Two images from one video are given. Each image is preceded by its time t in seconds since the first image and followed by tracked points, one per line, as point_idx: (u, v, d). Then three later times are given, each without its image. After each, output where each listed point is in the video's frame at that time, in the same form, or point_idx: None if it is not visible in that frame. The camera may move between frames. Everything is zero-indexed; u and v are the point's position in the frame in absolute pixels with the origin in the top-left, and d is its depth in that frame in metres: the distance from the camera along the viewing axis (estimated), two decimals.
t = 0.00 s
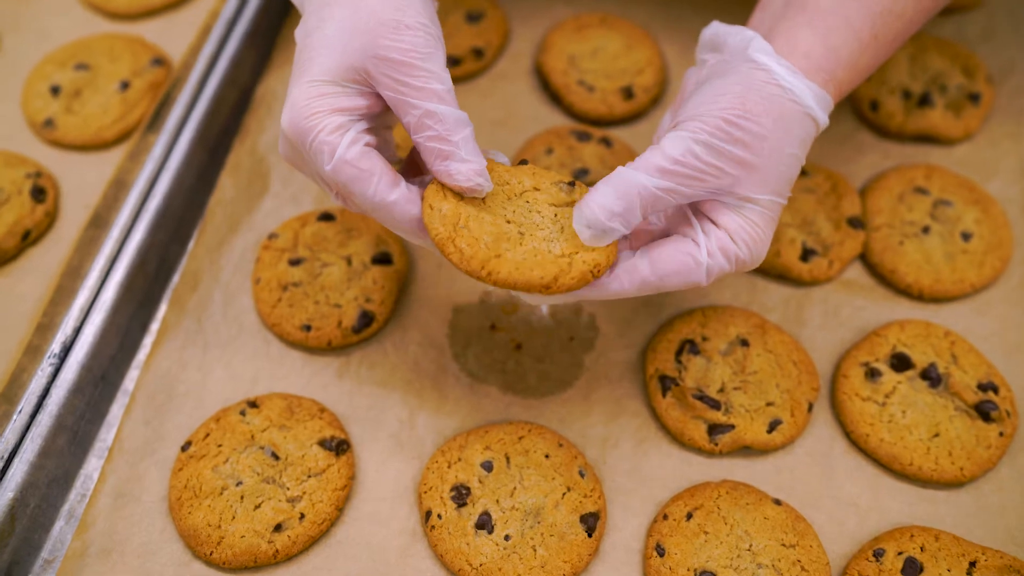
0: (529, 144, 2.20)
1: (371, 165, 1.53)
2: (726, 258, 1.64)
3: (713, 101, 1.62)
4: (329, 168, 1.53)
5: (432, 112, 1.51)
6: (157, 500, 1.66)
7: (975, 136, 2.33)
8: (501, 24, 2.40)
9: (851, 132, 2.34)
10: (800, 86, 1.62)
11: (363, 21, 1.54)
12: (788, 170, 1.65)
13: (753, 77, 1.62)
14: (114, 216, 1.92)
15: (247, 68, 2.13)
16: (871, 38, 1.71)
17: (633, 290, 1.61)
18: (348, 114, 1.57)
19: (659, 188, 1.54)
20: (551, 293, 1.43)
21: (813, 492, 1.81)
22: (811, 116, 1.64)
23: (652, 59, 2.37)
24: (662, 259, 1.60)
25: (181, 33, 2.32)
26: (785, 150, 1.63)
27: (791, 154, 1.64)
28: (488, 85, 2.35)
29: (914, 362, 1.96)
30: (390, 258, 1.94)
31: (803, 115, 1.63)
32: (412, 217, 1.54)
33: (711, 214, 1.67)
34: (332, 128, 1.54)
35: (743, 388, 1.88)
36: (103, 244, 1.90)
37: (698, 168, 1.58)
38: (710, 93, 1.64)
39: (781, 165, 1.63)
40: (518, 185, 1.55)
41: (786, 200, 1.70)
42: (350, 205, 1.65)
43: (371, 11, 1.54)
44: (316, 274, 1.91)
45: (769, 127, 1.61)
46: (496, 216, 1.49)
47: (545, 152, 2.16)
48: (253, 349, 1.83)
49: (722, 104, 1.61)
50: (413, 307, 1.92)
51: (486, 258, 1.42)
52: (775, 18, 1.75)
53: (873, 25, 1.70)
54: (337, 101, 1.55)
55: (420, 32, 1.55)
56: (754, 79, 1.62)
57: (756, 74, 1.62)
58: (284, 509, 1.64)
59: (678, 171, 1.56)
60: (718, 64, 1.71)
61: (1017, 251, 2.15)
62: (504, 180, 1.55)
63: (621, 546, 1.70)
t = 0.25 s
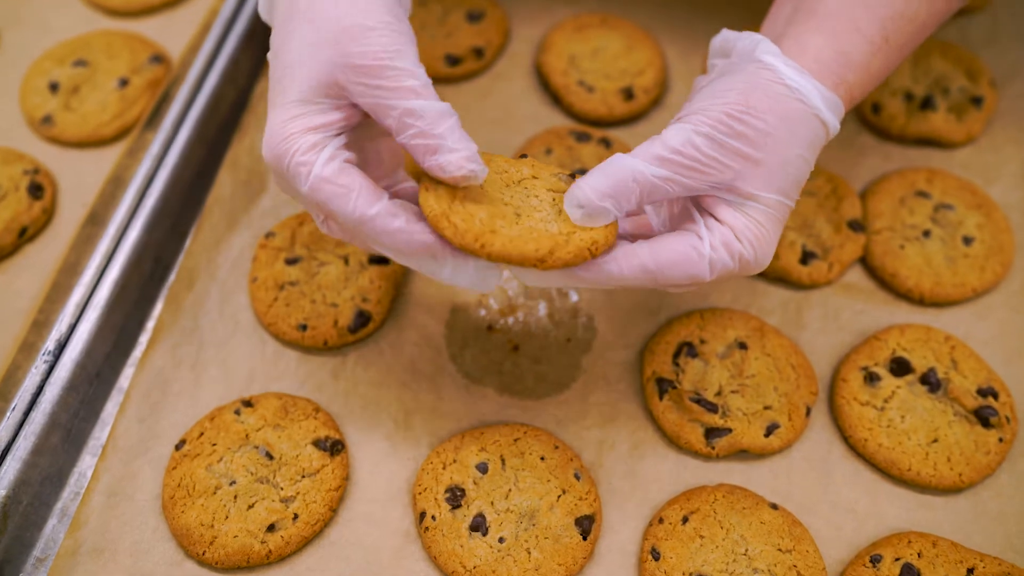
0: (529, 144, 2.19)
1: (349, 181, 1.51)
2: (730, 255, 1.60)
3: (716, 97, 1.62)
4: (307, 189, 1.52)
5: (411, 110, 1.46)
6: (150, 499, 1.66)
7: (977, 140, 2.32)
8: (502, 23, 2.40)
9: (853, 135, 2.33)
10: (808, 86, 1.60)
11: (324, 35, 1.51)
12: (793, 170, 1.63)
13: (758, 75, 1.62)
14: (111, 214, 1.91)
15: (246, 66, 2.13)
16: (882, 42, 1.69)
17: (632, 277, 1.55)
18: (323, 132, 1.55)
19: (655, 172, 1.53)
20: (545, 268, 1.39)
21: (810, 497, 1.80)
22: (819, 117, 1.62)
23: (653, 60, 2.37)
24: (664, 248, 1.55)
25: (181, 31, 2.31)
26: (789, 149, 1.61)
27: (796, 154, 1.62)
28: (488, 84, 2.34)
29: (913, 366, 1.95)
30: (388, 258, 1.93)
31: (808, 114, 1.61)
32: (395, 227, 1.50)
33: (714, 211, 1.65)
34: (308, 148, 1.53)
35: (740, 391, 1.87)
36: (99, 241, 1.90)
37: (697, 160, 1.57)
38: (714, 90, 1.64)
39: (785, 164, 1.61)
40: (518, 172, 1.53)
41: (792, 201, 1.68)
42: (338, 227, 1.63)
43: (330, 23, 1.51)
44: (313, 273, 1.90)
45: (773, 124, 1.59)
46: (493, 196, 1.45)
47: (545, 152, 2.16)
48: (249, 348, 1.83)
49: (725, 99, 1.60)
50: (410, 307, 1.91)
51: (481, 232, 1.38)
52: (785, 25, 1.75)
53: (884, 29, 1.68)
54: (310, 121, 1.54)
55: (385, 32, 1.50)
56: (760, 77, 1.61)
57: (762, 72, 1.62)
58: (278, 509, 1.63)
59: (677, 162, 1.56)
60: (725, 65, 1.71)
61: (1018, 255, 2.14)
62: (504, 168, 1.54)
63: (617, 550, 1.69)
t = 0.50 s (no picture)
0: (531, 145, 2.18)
1: (347, 201, 1.50)
2: (728, 263, 1.57)
3: (728, 103, 1.60)
4: (309, 219, 1.52)
5: (403, 117, 1.45)
6: (148, 497, 1.65)
7: (982, 143, 2.31)
8: (505, 23, 2.39)
9: (857, 137, 2.31)
10: (818, 103, 1.59)
11: (297, 69, 1.51)
12: (795, 185, 1.62)
13: (771, 86, 1.61)
14: (112, 211, 1.91)
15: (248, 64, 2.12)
16: (890, 60, 1.68)
17: (630, 272, 1.53)
18: (314, 160, 1.55)
19: (664, 168, 1.51)
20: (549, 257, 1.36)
21: (812, 501, 1.79)
22: (826, 134, 1.61)
23: (656, 61, 2.36)
24: (665, 247, 1.53)
25: (183, 28, 2.31)
26: (796, 163, 1.60)
27: (801, 169, 1.61)
28: (491, 84, 2.33)
29: (917, 370, 1.93)
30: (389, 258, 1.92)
31: (817, 130, 1.60)
32: (402, 232, 1.48)
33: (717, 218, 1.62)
34: (301, 180, 1.53)
35: (742, 394, 1.86)
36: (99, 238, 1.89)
37: (706, 161, 1.55)
38: (725, 97, 1.63)
39: (789, 177, 1.61)
40: (520, 159, 1.50)
41: (792, 217, 1.66)
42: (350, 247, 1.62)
43: (300, 56, 1.51)
44: (314, 272, 1.89)
45: (782, 136, 1.58)
46: (495, 184, 1.43)
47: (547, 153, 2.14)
48: (249, 347, 1.82)
49: (737, 106, 1.59)
50: (411, 307, 1.91)
51: (482, 220, 1.36)
52: (794, 39, 1.74)
53: (892, 46, 1.67)
54: (298, 153, 1.54)
55: (357, 51, 1.50)
56: (773, 88, 1.60)
57: (776, 84, 1.60)
58: (276, 509, 1.63)
59: (683, 163, 1.54)
60: (736, 75, 1.70)
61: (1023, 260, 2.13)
62: (506, 155, 1.51)
63: (617, 552, 1.68)
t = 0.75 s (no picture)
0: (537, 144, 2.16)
1: (356, 208, 1.50)
2: (734, 267, 1.55)
3: (741, 107, 1.59)
4: (322, 230, 1.53)
5: (402, 115, 1.45)
6: (150, 496, 1.65)
7: (991, 145, 2.29)
8: (512, 22, 2.38)
9: (865, 139, 2.30)
10: (829, 113, 1.58)
11: (302, 82, 1.54)
12: (802, 194, 1.61)
13: (783, 93, 1.59)
14: (116, 208, 1.90)
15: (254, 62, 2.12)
16: (897, 73, 1.67)
17: (637, 275, 1.52)
18: (324, 171, 1.57)
19: (677, 166, 1.49)
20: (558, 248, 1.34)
21: (818, 504, 1.77)
22: (834, 146, 1.60)
23: (663, 61, 2.35)
24: (672, 249, 1.51)
25: (189, 25, 2.30)
26: (804, 171, 1.59)
27: (808, 178, 1.60)
28: (497, 83, 2.32)
29: (924, 373, 1.92)
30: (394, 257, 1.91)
31: (827, 141, 1.59)
32: (411, 235, 1.47)
33: (724, 220, 1.60)
34: (312, 190, 1.54)
35: (748, 396, 1.85)
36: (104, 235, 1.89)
37: (719, 163, 1.53)
38: (737, 102, 1.61)
39: (797, 186, 1.59)
40: (529, 150, 1.48)
41: (798, 225, 1.64)
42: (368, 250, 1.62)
43: (300, 68, 1.53)
44: (318, 271, 1.89)
45: (793, 144, 1.57)
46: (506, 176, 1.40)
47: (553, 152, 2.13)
48: (252, 345, 1.82)
49: (749, 111, 1.58)
50: (415, 306, 1.90)
51: (491, 211, 1.33)
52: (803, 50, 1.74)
53: (898, 59, 1.66)
54: (309, 165, 1.56)
55: (354, 57, 1.51)
56: (785, 96, 1.59)
57: (788, 92, 1.59)
58: (278, 508, 1.62)
59: (695, 163, 1.52)
60: (746, 81, 1.68)
61: None
62: (516, 146, 1.49)
63: (621, 554, 1.67)
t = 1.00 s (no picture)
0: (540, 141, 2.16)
1: (370, 210, 1.50)
2: (722, 266, 1.56)
3: (737, 109, 1.58)
4: (342, 232, 1.54)
5: (410, 122, 1.46)
6: (150, 490, 1.66)
7: (995, 145, 2.28)
8: (516, 19, 2.38)
9: (869, 138, 2.29)
10: (819, 120, 1.60)
11: (319, 91, 1.56)
12: (787, 199, 1.62)
13: (778, 99, 1.59)
14: (118, 202, 1.91)
15: (258, 58, 2.12)
16: (883, 84, 1.68)
17: (631, 261, 1.48)
18: (344, 175, 1.58)
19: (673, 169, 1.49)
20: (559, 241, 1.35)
21: (818, 503, 1.77)
22: (820, 155, 1.62)
23: (667, 58, 2.34)
24: (666, 242, 1.50)
25: (193, 21, 2.30)
26: (792, 177, 1.60)
27: (795, 184, 1.61)
28: (500, 80, 2.32)
29: (926, 373, 1.92)
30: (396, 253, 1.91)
31: (814, 150, 1.60)
32: (426, 233, 1.46)
33: (714, 220, 1.60)
34: (328, 195, 1.55)
35: (749, 395, 1.85)
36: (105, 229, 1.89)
37: (713, 166, 1.53)
38: (732, 103, 1.60)
39: (785, 191, 1.60)
40: (548, 114, 1.43)
41: (782, 228, 1.66)
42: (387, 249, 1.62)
43: (316, 80, 1.56)
44: (320, 266, 1.89)
45: (784, 149, 1.57)
46: (506, 153, 1.39)
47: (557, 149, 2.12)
48: (254, 340, 1.82)
49: (745, 113, 1.57)
50: (417, 303, 1.90)
51: (493, 204, 1.36)
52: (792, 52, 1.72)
53: (885, 70, 1.67)
54: (326, 172, 1.57)
55: (365, 65, 1.53)
56: (779, 101, 1.59)
57: (781, 97, 1.60)
58: (278, 503, 1.62)
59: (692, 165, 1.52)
60: (739, 82, 1.67)
61: None
62: (534, 109, 1.44)
63: (620, 552, 1.67)
